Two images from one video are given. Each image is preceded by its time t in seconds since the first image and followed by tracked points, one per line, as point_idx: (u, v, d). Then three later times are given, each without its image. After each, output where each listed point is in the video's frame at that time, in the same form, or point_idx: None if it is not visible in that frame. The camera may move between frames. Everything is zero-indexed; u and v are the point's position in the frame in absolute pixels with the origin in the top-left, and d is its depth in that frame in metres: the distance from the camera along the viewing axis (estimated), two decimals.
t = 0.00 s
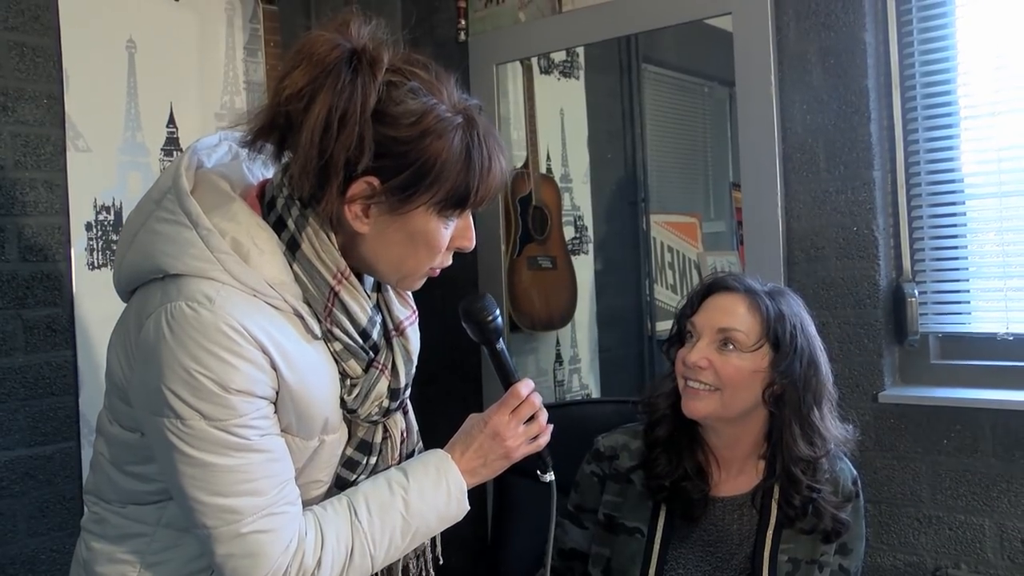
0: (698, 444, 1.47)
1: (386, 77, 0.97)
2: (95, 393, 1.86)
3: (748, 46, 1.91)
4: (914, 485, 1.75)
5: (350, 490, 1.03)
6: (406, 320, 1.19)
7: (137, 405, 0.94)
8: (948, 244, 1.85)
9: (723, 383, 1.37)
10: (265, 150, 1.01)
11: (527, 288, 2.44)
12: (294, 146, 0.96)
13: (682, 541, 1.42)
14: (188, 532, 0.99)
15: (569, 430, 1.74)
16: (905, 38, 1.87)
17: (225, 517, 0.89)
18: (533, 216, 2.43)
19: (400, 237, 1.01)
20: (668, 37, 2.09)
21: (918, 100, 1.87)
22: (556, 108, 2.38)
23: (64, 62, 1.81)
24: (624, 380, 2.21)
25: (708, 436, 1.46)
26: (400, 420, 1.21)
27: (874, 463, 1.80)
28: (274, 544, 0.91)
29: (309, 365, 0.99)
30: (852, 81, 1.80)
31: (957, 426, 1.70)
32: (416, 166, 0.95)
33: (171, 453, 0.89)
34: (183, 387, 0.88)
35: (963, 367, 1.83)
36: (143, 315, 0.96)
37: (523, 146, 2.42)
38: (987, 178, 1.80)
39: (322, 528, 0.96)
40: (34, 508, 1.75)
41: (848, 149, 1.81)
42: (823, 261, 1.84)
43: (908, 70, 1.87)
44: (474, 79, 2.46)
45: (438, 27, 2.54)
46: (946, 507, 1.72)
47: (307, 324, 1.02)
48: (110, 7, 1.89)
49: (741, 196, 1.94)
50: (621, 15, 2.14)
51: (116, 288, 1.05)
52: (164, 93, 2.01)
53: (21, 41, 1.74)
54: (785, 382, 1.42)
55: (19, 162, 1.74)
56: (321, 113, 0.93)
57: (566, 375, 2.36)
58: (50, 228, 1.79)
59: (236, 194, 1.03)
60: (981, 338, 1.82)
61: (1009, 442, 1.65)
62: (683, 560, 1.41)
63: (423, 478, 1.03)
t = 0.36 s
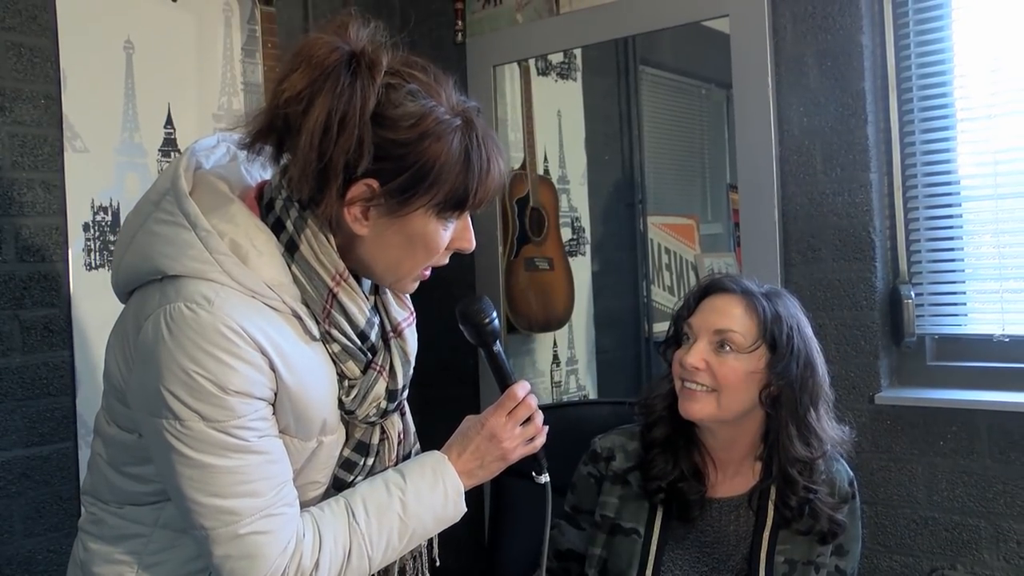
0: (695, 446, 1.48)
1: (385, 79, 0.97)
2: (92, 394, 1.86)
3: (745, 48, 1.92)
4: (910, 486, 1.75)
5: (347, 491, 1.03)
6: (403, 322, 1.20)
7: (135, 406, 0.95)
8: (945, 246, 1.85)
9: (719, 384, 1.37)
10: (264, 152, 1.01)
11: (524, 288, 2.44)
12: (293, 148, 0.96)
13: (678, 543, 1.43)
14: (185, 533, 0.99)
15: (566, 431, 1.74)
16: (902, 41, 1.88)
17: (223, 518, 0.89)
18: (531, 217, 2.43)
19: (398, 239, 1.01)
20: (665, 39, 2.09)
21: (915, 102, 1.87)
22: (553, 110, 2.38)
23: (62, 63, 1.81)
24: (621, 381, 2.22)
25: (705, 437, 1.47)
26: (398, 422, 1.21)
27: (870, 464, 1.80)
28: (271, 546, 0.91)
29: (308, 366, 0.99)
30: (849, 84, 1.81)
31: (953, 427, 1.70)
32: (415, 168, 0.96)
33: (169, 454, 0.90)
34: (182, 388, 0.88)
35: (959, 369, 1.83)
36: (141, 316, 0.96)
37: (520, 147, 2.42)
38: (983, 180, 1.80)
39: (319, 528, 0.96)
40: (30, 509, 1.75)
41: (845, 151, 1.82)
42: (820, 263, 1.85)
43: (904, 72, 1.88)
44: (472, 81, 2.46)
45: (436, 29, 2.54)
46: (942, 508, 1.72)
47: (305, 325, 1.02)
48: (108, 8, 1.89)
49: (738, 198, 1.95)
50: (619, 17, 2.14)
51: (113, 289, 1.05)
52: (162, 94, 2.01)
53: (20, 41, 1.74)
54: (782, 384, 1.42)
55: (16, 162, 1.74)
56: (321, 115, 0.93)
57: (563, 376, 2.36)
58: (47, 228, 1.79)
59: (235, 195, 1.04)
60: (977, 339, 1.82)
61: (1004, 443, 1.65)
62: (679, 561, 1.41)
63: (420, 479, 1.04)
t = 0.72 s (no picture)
0: (694, 444, 1.48)
1: (391, 81, 0.97)
2: (93, 393, 1.86)
3: (745, 47, 1.92)
4: (910, 484, 1.75)
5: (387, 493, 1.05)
6: (404, 320, 1.20)
7: (141, 405, 0.95)
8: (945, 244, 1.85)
9: (720, 382, 1.37)
10: (266, 152, 1.01)
11: (525, 287, 2.45)
12: (297, 149, 0.96)
13: (679, 540, 1.42)
14: (186, 532, 1.00)
15: (567, 430, 1.74)
16: (902, 39, 1.88)
17: (245, 506, 0.89)
18: (531, 216, 2.43)
19: (399, 239, 1.01)
20: (666, 38, 2.09)
21: (915, 100, 1.87)
22: (554, 108, 2.37)
23: (62, 62, 1.81)
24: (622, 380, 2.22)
25: (704, 435, 1.47)
26: (402, 418, 1.23)
27: (871, 463, 1.80)
28: (296, 531, 0.91)
29: (314, 362, 1.00)
30: (849, 82, 1.81)
31: (954, 425, 1.70)
32: (419, 169, 0.96)
33: (181, 450, 0.90)
34: (190, 385, 0.88)
35: (959, 367, 1.83)
36: (143, 316, 0.96)
37: (520, 146, 2.42)
38: (984, 178, 1.80)
39: (356, 526, 0.98)
40: (31, 508, 1.75)
41: (845, 150, 1.82)
42: (821, 261, 1.85)
43: (905, 71, 1.88)
44: (473, 80, 2.47)
45: (436, 28, 2.54)
46: (943, 506, 1.72)
47: (308, 324, 1.02)
48: (109, 8, 1.90)
49: (739, 197, 1.95)
50: (619, 16, 2.14)
51: (113, 289, 1.05)
52: (162, 93, 2.01)
53: (20, 41, 1.74)
54: (781, 381, 1.42)
55: (17, 162, 1.74)
56: (327, 116, 0.93)
57: (564, 375, 2.37)
58: (49, 228, 1.79)
59: (237, 195, 1.04)
60: (978, 338, 1.83)
61: (1005, 441, 1.65)
62: (680, 558, 1.41)
63: (459, 491, 1.06)
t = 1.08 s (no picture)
0: (695, 441, 1.47)
1: (398, 79, 0.98)
2: (95, 391, 1.86)
3: (746, 45, 1.92)
4: (910, 482, 1.75)
5: (413, 484, 1.09)
6: (408, 317, 1.20)
7: (149, 401, 0.95)
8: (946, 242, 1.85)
9: (723, 379, 1.38)
10: (270, 148, 1.01)
11: (526, 285, 2.44)
12: (303, 145, 0.96)
13: (679, 538, 1.42)
14: (192, 529, 1.00)
15: (569, 428, 1.74)
16: (902, 37, 1.88)
17: (265, 493, 0.90)
18: (532, 214, 2.42)
19: (403, 236, 1.01)
20: (667, 36, 2.09)
21: (916, 98, 1.87)
22: (555, 107, 2.38)
23: (63, 61, 1.81)
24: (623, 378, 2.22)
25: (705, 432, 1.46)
26: (407, 413, 1.24)
27: (872, 461, 1.80)
28: (318, 513, 0.93)
29: (322, 354, 1.01)
30: (851, 80, 1.81)
31: (954, 423, 1.70)
32: (425, 168, 0.96)
33: (194, 443, 0.90)
34: (200, 379, 0.89)
35: (961, 365, 1.83)
36: (148, 313, 0.96)
37: (521, 144, 2.41)
38: (984, 176, 1.80)
39: (383, 512, 1.01)
40: (34, 506, 1.76)
41: (846, 147, 1.82)
42: (822, 259, 1.85)
43: (906, 68, 1.88)
44: (473, 78, 2.47)
45: (437, 26, 2.54)
46: (944, 504, 1.72)
47: (313, 320, 1.02)
48: (110, 6, 1.90)
49: (740, 195, 1.95)
50: (620, 14, 2.14)
51: (115, 286, 1.05)
52: (163, 91, 2.01)
53: (21, 39, 1.74)
54: (783, 373, 1.42)
55: (19, 160, 1.74)
56: (334, 113, 0.93)
57: (565, 373, 2.38)
58: (51, 226, 1.79)
59: (240, 192, 1.04)
60: (978, 336, 1.82)
61: (1005, 439, 1.65)
62: (680, 555, 1.41)
63: (484, 480, 1.10)
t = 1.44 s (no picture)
0: (690, 443, 1.47)
1: (394, 80, 0.98)
2: (90, 392, 1.86)
3: (742, 46, 1.92)
4: (905, 483, 1.76)
5: (411, 485, 1.09)
6: (403, 318, 1.20)
7: (145, 402, 0.95)
8: (941, 243, 1.86)
9: (722, 378, 1.38)
10: (266, 148, 1.01)
11: (521, 286, 2.44)
12: (299, 144, 0.96)
13: (673, 538, 1.42)
14: (189, 529, 1.00)
15: (565, 429, 1.75)
16: (898, 39, 1.88)
17: (261, 492, 0.90)
18: (528, 215, 2.42)
19: (397, 237, 1.01)
20: (663, 37, 2.10)
21: (911, 100, 1.88)
22: (551, 107, 2.38)
23: (58, 61, 1.81)
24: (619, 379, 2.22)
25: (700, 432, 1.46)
26: (402, 415, 1.24)
27: (867, 461, 1.81)
28: (316, 512, 0.93)
29: (318, 354, 1.01)
30: (846, 82, 1.81)
31: (949, 424, 1.71)
32: (420, 168, 0.96)
33: (190, 443, 0.90)
34: (196, 380, 0.89)
35: (955, 366, 1.84)
36: (143, 315, 0.96)
37: (517, 145, 2.42)
38: (979, 178, 1.81)
39: (381, 512, 1.01)
40: (28, 507, 1.75)
41: (842, 149, 1.82)
42: (817, 260, 1.85)
43: (900, 70, 1.88)
44: (469, 79, 2.47)
45: (433, 27, 2.55)
46: (939, 505, 1.73)
47: (308, 321, 1.02)
48: (105, 6, 1.90)
49: (735, 196, 1.96)
50: (615, 15, 2.15)
51: (111, 286, 1.05)
52: (159, 92, 2.01)
53: (16, 39, 1.74)
54: (779, 370, 1.43)
55: (14, 160, 1.74)
56: (330, 113, 0.94)
57: (560, 374, 2.38)
58: (46, 227, 1.79)
59: (236, 193, 1.04)
60: (972, 337, 1.83)
61: (999, 440, 1.65)
62: (676, 556, 1.41)
63: (483, 482, 1.10)
